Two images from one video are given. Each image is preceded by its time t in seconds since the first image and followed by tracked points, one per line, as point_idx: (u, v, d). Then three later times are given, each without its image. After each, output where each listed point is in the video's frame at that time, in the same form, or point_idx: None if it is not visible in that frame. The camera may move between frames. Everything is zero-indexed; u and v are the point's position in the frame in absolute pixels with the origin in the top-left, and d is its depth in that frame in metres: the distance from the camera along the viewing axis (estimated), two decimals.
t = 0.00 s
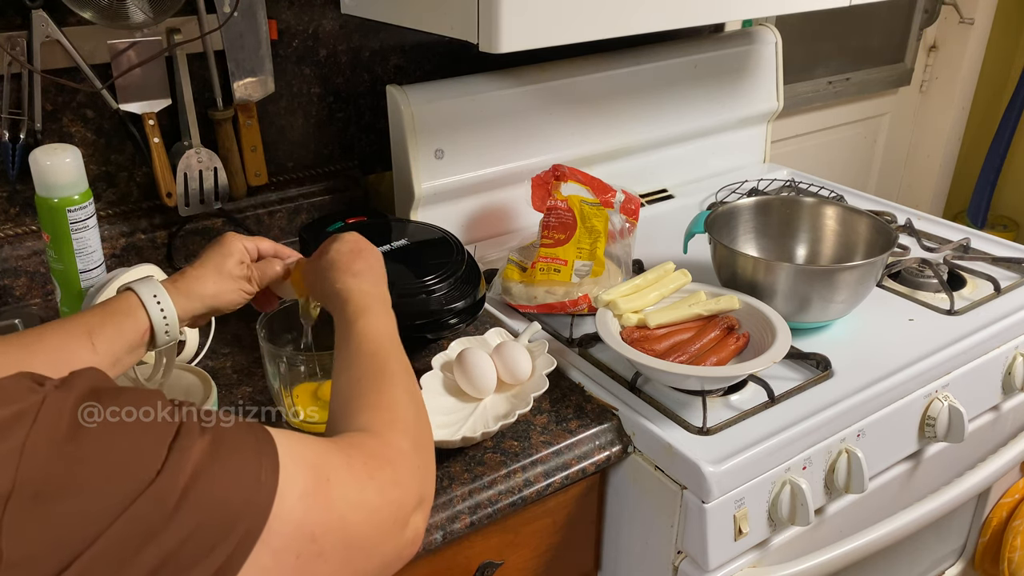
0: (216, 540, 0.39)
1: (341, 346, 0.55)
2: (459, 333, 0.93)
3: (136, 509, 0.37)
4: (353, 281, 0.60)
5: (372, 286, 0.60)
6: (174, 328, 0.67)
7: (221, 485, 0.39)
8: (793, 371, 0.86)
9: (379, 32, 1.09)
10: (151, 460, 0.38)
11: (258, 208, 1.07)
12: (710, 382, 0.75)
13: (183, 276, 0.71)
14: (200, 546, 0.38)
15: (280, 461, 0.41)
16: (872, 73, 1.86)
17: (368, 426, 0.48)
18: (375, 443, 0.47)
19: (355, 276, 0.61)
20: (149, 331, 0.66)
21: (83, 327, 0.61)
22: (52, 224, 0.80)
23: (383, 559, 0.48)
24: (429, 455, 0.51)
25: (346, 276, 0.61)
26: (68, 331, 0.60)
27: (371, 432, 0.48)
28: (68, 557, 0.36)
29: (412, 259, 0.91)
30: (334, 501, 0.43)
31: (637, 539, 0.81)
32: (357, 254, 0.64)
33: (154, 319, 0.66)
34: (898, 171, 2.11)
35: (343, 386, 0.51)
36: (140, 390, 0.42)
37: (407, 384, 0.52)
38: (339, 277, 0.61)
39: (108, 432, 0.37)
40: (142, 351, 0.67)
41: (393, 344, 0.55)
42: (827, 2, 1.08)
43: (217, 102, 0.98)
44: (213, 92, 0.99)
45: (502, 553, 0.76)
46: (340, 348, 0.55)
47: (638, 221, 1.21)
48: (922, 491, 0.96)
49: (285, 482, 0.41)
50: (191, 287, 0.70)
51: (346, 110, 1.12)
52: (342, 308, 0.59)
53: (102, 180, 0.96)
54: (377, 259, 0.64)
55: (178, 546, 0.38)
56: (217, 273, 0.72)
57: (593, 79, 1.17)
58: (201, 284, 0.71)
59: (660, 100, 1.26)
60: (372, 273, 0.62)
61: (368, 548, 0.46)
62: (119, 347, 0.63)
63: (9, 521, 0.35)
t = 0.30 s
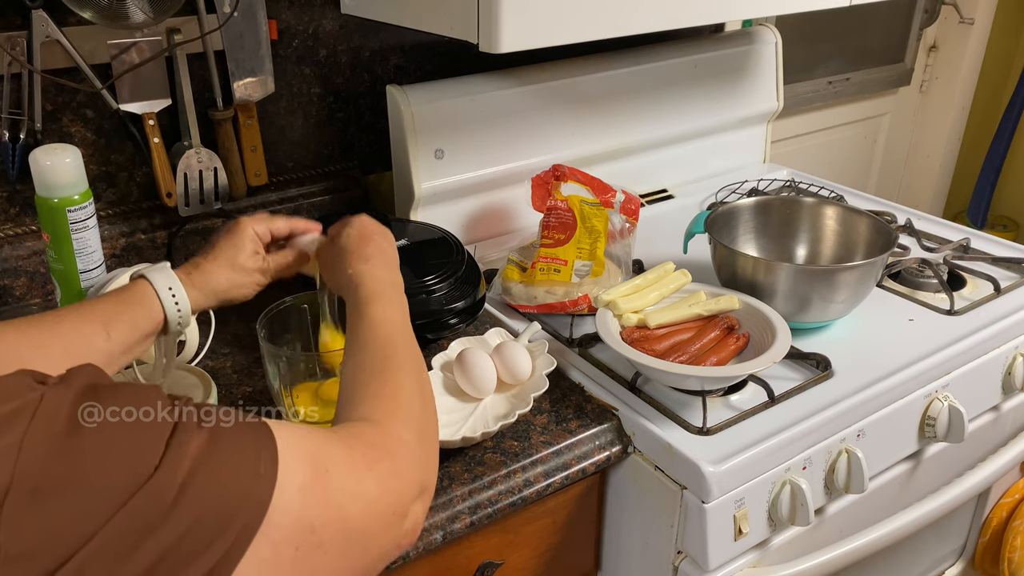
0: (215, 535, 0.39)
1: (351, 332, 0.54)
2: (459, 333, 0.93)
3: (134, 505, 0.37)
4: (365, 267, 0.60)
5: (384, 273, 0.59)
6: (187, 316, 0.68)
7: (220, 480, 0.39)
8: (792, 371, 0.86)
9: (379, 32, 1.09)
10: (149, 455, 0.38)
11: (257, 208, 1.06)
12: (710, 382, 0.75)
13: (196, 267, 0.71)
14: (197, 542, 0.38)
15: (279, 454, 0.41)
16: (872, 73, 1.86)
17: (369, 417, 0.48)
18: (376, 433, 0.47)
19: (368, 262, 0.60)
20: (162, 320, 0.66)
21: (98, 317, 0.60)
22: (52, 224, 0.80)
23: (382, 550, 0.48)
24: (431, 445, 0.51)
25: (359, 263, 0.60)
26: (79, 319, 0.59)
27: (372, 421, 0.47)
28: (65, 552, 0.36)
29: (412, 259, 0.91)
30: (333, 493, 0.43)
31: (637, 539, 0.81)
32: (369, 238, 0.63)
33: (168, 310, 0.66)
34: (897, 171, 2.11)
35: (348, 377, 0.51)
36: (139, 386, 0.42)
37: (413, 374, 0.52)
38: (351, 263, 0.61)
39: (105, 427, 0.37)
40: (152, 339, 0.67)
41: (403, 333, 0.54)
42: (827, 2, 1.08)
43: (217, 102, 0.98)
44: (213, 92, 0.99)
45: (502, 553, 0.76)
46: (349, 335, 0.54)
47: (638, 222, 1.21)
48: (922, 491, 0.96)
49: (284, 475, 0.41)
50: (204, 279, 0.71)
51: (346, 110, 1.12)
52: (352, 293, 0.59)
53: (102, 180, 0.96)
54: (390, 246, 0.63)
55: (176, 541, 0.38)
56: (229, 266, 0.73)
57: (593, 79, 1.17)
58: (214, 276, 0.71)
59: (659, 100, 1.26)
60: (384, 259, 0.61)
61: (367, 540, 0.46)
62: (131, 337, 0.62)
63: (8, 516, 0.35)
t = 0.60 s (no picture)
0: (218, 532, 0.39)
1: (336, 310, 0.53)
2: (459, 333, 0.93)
3: (135, 502, 0.37)
4: (343, 230, 0.56)
5: (366, 237, 0.56)
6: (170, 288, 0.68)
7: (222, 477, 0.39)
8: (793, 371, 0.86)
9: (379, 32, 1.09)
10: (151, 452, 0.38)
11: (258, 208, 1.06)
12: (710, 382, 0.75)
13: (173, 233, 0.71)
14: (200, 539, 0.38)
15: (283, 452, 0.41)
16: (872, 73, 1.86)
17: (374, 412, 0.47)
18: (381, 429, 0.47)
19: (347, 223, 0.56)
20: (144, 291, 0.67)
21: (78, 295, 0.61)
22: (51, 224, 0.80)
23: (390, 547, 0.48)
24: (437, 439, 0.50)
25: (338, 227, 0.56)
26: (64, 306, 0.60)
27: (377, 417, 0.47)
28: (65, 551, 0.36)
29: (412, 259, 0.91)
30: (340, 491, 0.43)
31: (637, 539, 0.81)
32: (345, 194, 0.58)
33: (147, 282, 0.66)
34: (897, 171, 2.11)
35: (344, 365, 0.50)
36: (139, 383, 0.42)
37: (412, 364, 0.51)
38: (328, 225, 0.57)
39: (106, 425, 0.38)
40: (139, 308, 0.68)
41: (391, 310, 0.53)
42: (827, 2, 1.08)
43: (217, 102, 0.98)
44: (213, 92, 0.99)
45: (502, 552, 0.76)
46: (337, 315, 0.52)
47: (638, 222, 1.21)
48: (922, 491, 0.96)
49: (288, 473, 0.41)
50: (182, 246, 0.71)
51: (346, 110, 1.12)
52: (331, 261, 0.55)
53: (102, 180, 0.97)
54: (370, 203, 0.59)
55: (178, 539, 0.38)
56: (205, 227, 0.72)
57: (593, 79, 1.17)
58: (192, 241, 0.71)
59: (660, 100, 1.26)
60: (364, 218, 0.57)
61: (375, 538, 0.46)
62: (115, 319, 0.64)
63: (8, 516, 0.35)
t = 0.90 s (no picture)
0: (216, 531, 0.39)
1: (323, 324, 0.52)
2: (459, 333, 0.93)
3: (133, 501, 0.37)
4: (326, 246, 0.55)
5: (352, 252, 0.55)
6: (166, 320, 0.66)
7: (219, 475, 0.39)
8: (793, 371, 0.86)
9: (379, 32, 1.09)
10: (148, 451, 0.38)
11: (258, 208, 1.07)
12: (710, 382, 0.75)
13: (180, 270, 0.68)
14: (198, 538, 0.38)
15: (278, 450, 0.41)
16: (872, 73, 1.86)
17: (366, 412, 0.47)
18: (375, 428, 0.47)
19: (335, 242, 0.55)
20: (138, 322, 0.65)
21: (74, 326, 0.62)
22: (51, 224, 0.80)
23: (386, 547, 0.48)
24: (429, 437, 0.51)
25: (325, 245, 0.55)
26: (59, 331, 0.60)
27: (370, 416, 0.47)
28: (64, 550, 0.36)
29: (412, 259, 0.91)
30: (336, 488, 0.43)
31: (637, 539, 0.81)
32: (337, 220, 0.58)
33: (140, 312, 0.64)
34: (897, 171, 2.11)
35: (332, 370, 0.50)
36: (137, 383, 0.42)
37: (401, 365, 0.51)
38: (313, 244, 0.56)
39: (103, 424, 0.38)
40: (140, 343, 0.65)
41: (380, 324, 0.52)
42: (827, 2, 1.08)
43: (217, 102, 0.98)
44: (213, 92, 0.99)
45: (502, 553, 0.76)
46: (323, 327, 0.52)
47: (638, 222, 1.21)
48: (922, 491, 0.96)
49: (285, 471, 0.41)
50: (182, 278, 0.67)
51: (346, 110, 1.12)
52: (316, 277, 0.55)
53: (102, 180, 0.96)
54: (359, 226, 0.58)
55: (176, 537, 0.38)
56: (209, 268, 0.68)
57: (593, 79, 1.17)
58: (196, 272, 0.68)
59: (659, 100, 1.26)
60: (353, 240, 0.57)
61: (371, 536, 0.46)
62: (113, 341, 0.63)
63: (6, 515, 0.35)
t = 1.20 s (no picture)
0: (208, 529, 0.39)
1: (317, 321, 0.52)
2: (459, 333, 0.93)
3: (122, 498, 0.37)
4: (317, 240, 0.56)
5: (341, 246, 0.56)
6: (161, 317, 0.65)
7: (211, 473, 0.39)
8: (793, 371, 0.86)
9: (379, 32, 1.09)
10: (138, 448, 0.38)
11: (258, 208, 1.07)
12: (710, 382, 0.75)
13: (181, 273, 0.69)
14: (189, 536, 0.38)
15: (272, 449, 0.41)
16: (872, 73, 1.86)
17: (364, 410, 0.47)
18: (373, 425, 0.47)
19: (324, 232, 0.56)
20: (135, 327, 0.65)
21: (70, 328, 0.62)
22: (51, 224, 0.80)
23: (387, 546, 0.47)
24: (428, 435, 0.51)
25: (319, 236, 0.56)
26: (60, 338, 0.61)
27: (367, 414, 0.47)
28: (52, 548, 0.36)
29: (412, 259, 0.91)
30: (333, 486, 0.43)
31: (637, 539, 0.81)
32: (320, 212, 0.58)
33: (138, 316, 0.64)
34: (897, 171, 2.11)
35: (329, 366, 0.50)
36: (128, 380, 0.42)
37: (398, 361, 0.51)
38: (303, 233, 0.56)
39: (92, 420, 0.38)
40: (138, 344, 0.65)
41: (376, 319, 0.52)
42: (827, 2, 1.08)
43: (217, 102, 0.98)
44: (212, 92, 0.99)
45: (502, 553, 0.76)
46: (317, 324, 0.52)
47: (638, 222, 1.21)
48: (922, 492, 0.96)
49: (281, 468, 0.41)
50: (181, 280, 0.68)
51: (346, 110, 1.12)
52: (308, 271, 0.55)
53: (102, 180, 0.96)
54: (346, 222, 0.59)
55: (167, 535, 0.38)
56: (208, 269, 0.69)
57: (593, 79, 1.17)
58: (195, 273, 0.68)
59: (659, 100, 1.26)
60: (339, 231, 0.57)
61: (371, 535, 0.46)
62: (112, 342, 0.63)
63: None
